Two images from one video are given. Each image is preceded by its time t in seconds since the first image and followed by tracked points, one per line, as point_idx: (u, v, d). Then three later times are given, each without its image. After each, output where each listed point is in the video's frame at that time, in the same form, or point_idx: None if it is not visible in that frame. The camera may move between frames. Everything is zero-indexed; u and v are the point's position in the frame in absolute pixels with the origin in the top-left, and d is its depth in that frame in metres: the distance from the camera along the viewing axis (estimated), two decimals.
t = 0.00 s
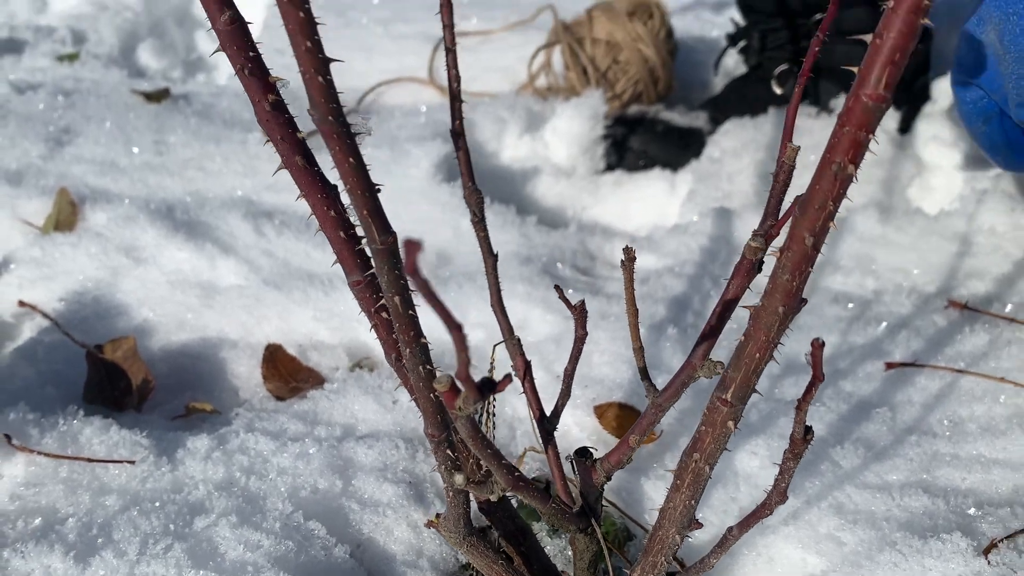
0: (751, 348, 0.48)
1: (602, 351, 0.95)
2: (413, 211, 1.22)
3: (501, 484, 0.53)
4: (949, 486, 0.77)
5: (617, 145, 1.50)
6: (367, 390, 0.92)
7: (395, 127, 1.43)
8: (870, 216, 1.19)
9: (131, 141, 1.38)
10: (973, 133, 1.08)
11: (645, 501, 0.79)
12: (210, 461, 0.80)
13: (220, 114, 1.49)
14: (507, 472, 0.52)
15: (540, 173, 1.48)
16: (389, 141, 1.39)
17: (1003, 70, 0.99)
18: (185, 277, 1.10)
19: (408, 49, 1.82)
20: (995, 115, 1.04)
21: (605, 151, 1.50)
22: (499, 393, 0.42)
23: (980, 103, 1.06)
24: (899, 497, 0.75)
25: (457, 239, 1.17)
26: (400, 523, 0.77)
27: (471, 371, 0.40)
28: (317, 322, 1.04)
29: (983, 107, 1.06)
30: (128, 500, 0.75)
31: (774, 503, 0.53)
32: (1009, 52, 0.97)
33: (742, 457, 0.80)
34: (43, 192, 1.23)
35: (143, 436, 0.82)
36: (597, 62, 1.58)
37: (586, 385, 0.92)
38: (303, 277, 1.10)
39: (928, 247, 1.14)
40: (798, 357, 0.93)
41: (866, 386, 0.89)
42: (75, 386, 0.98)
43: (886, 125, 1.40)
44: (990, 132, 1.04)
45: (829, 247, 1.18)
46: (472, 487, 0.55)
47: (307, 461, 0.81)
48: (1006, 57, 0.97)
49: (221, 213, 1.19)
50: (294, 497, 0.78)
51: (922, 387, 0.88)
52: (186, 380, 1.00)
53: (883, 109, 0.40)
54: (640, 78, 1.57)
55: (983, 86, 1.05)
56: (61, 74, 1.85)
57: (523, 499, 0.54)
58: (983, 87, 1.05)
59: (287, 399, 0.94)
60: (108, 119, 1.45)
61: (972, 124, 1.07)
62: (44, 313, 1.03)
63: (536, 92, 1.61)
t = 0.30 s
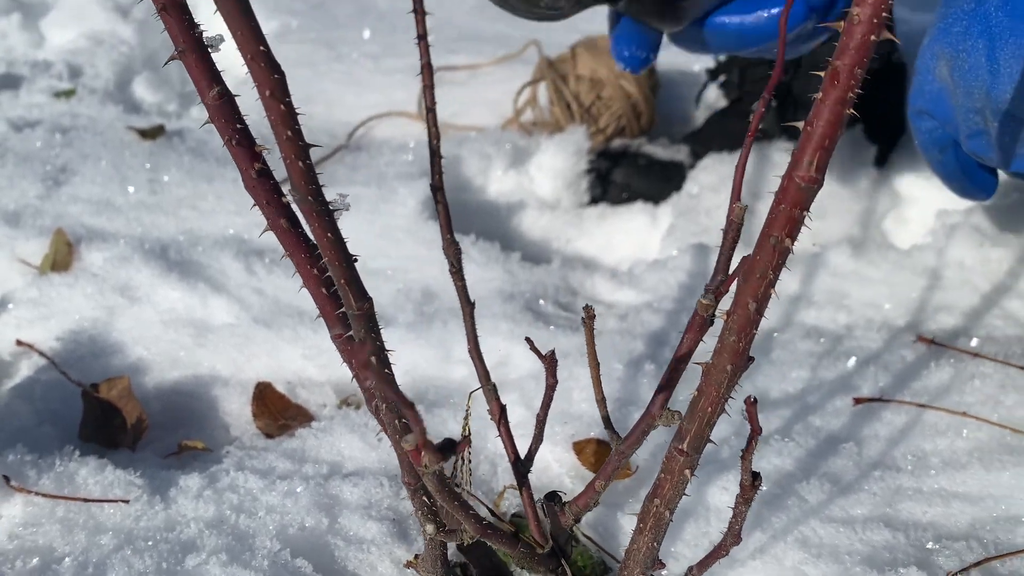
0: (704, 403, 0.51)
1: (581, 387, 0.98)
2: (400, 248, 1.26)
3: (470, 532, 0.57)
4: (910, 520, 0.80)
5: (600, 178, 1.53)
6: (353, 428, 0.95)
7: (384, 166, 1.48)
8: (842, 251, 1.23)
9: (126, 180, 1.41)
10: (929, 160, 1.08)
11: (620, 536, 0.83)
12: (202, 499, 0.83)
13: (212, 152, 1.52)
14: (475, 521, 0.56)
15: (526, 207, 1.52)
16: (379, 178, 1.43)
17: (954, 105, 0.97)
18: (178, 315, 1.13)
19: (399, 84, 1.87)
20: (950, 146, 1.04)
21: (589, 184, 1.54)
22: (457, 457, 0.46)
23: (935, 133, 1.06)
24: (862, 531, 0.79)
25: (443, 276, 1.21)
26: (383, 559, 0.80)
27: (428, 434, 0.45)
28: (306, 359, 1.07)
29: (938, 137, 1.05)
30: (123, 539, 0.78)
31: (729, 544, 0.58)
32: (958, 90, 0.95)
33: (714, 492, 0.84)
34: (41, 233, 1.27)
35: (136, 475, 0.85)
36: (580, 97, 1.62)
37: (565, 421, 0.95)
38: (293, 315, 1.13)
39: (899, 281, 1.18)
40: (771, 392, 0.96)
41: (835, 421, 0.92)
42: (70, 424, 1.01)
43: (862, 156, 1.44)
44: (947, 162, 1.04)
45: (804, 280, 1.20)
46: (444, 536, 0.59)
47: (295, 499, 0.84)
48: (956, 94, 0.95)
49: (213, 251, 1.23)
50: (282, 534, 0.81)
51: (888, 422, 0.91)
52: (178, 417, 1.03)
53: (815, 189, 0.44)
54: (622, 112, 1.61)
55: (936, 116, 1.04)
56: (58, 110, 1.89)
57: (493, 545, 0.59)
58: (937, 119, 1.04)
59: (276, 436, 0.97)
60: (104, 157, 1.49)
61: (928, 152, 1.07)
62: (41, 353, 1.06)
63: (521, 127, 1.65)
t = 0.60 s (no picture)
0: (678, 441, 0.56)
1: (572, 415, 1.03)
2: (399, 280, 1.31)
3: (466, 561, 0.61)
4: (883, 543, 0.85)
5: (592, 208, 1.59)
6: (354, 456, 0.99)
7: (383, 200, 1.54)
8: (824, 280, 1.28)
9: (133, 213, 1.46)
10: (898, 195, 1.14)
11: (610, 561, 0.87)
12: (210, 526, 0.88)
13: (217, 185, 1.58)
14: (471, 550, 0.60)
15: (520, 236, 1.57)
16: (378, 211, 1.49)
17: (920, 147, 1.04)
18: (184, 346, 1.18)
19: (397, 115, 1.93)
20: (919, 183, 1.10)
21: (581, 214, 1.59)
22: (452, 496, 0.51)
23: (905, 171, 1.11)
24: (836, 553, 0.83)
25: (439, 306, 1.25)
26: None
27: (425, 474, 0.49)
28: (308, 389, 1.11)
29: (907, 175, 1.12)
30: (135, 565, 0.82)
31: (704, 571, 0.63)
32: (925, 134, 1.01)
33: (697, 517, 0.88)
34: (51, 266, 1.31)
35: (147, 503, 0.89)
36: (572, 128, 1.68)
37: (556, 448, 0.99)
38: (295, 345, 1.18)
39: (879, 309, 1.22)
40: (753, 419, 1.01)
41: (813, 448, 0.97)
42: (82, 453, 1.05)
43: (844, 187, 1.50)
44: (916, 198, 1.11)
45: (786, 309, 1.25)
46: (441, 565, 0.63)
47: (299, 525, 0.88)
48: (922, 137, 1.02)
49: (219, 284, 1.27)
50: (287, 560, 0.85)
51: (864, 448, 0.96)
52: (185, 445, 1.07)
53: (771, 250, 0.49)
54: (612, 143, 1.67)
55: (905, 156, 1.10)
56: (65, 142, 1.95)
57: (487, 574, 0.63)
58: (905, 158, 1.10)
59: (280, 463, 1.02)
60: (111, 190, 1.54)
61: (897, 188, 1.13)
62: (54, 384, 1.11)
63: (514, 158, 1.70)
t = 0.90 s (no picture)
0: (685, 463, 0.61)
1: (581, 435, 1.07)
2: (413, 303, 1.36)
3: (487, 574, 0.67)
4: (879, 556, 0.89)
5: (597, 231, 1.63)
6: (374, 474, 1.04)
7: (395, 224, 1.59)
8: (821, 303, 1.32)
9: (154, 238, 1.51)
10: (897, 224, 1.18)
11: None
12: (239, 542, 0.92)
13: (235, 211, 1.63)
14: (492, 564, 0.66)
15: (527, 259, 1.62)
16: (391, 235, 1.54)
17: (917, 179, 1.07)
18: (208, 368, 1.23)
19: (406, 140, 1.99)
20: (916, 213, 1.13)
21: (586, 236, 1.64)
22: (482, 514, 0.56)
23: (902, 201, 1.15)
24: (834, 567, 0.88)
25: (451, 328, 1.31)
26: None
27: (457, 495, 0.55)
28: (327, 410, 1.16)
29: (905, 205, 1.15)
30: None
31: None
32: (921, 166, 1.04)
33: (702, 533, 0.92)
34: (78, 290, 1.36)
35: (179, 520, 0.94)
36: (577, 155, 1.74)
37: (567, 466, 1.04)
38: (314, 367, 1.22)
39: (874, 331, 1.27)
40: (754, 438, 1.06)
41: (812, 466, 1.01)
42: (110, 472, 1.09)
43: (840, 211, 1.55)
44: (914, 227, 1.14)
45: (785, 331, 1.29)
46: None
47: (323, 541, 0.93)
48: (920, 169, 1.05)
49: (240, 308, 1.33)
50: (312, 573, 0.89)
51: (860, 466, 1.01)
52: (211, 464, 1.12)
53: (770, 289, 0.54)
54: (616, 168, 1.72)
55: (903, 186, 1.14)
56: (84, 167, 2.01)
57: None
58: (904, 189, 1.14)
59: (302, 481, 1.06)
60: (133, 216, 1.59)
61: (896, 217, 1.16)
62: (84, 405, 1.15)
63: (522, 183, 1.76)
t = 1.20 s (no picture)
0: (673, 492, 0.67)
1: (579, 460, 1.13)
2: (419, 332, 1.42)
3: None
4: None
5: (595, 259, 1.70)
6: (383, 498, 1.10)
7: (402, 254, 1.66)
8: (809, 332, 1.37)
9: (170, 268, 1.58)
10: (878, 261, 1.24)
11: None
12: (256, 561, 0.98)
13: (248, 241, 1.70)
14: None
15: (528, 287, 1.68)
16: (397, 265, 1.61)
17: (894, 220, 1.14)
18: (224, 395, 1.29)
19: (411, 170, 2.07)
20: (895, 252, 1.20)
21: (585, 265, 1.71)
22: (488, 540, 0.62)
23: (882, 240, 1.22)
24: None
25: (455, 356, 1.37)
26: None
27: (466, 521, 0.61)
28: (337, 435, 1.22)
29: (885, 244, 1.22)
30: None
31: None
32: (898, 209, 1.11)
33: (693, 554, 0.98)
34: (98, 319, 1.43)
35: (199, 541, 1.00)
36: (576, 186, 1.80)
37: (566, 490, 1.09)
38: (325, 394, 1.28)
39: (861, 359, 1.32)
40: (744, 464, 1.11)
41: (798, 490, 1.07)
42: (131, 494, 1.15)
43: (829, 242, 1.62)
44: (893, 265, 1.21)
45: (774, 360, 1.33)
46: None
47: (335, 561, 0.98)
48: (896, 212, 1.12)
49: (254, 336, 1.39)
50: None
51: (843, 490, 1.07)
52: (227, 487, 1.17)
53: (748, 335, 0.60)
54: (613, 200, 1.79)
55: (882, 227, 1.21)
56: (100, 197, 2.08)
57: None
58: (883, 229, 1.21)
59: (314, 504, 1.12)
60: (149, 245, 1.66)
61: (877, 255, 1.23)
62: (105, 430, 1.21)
63: (523, 214, 1.83)
